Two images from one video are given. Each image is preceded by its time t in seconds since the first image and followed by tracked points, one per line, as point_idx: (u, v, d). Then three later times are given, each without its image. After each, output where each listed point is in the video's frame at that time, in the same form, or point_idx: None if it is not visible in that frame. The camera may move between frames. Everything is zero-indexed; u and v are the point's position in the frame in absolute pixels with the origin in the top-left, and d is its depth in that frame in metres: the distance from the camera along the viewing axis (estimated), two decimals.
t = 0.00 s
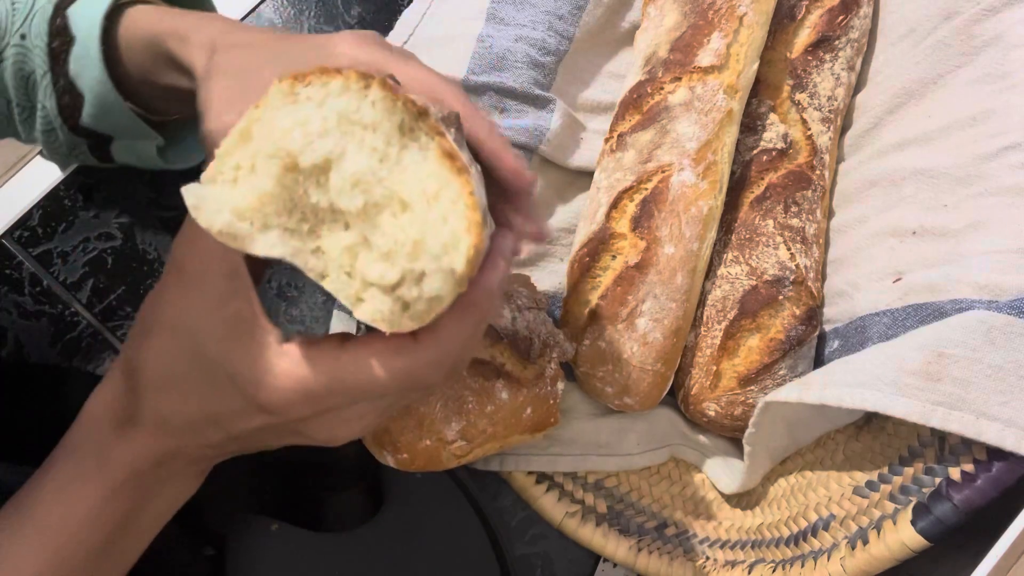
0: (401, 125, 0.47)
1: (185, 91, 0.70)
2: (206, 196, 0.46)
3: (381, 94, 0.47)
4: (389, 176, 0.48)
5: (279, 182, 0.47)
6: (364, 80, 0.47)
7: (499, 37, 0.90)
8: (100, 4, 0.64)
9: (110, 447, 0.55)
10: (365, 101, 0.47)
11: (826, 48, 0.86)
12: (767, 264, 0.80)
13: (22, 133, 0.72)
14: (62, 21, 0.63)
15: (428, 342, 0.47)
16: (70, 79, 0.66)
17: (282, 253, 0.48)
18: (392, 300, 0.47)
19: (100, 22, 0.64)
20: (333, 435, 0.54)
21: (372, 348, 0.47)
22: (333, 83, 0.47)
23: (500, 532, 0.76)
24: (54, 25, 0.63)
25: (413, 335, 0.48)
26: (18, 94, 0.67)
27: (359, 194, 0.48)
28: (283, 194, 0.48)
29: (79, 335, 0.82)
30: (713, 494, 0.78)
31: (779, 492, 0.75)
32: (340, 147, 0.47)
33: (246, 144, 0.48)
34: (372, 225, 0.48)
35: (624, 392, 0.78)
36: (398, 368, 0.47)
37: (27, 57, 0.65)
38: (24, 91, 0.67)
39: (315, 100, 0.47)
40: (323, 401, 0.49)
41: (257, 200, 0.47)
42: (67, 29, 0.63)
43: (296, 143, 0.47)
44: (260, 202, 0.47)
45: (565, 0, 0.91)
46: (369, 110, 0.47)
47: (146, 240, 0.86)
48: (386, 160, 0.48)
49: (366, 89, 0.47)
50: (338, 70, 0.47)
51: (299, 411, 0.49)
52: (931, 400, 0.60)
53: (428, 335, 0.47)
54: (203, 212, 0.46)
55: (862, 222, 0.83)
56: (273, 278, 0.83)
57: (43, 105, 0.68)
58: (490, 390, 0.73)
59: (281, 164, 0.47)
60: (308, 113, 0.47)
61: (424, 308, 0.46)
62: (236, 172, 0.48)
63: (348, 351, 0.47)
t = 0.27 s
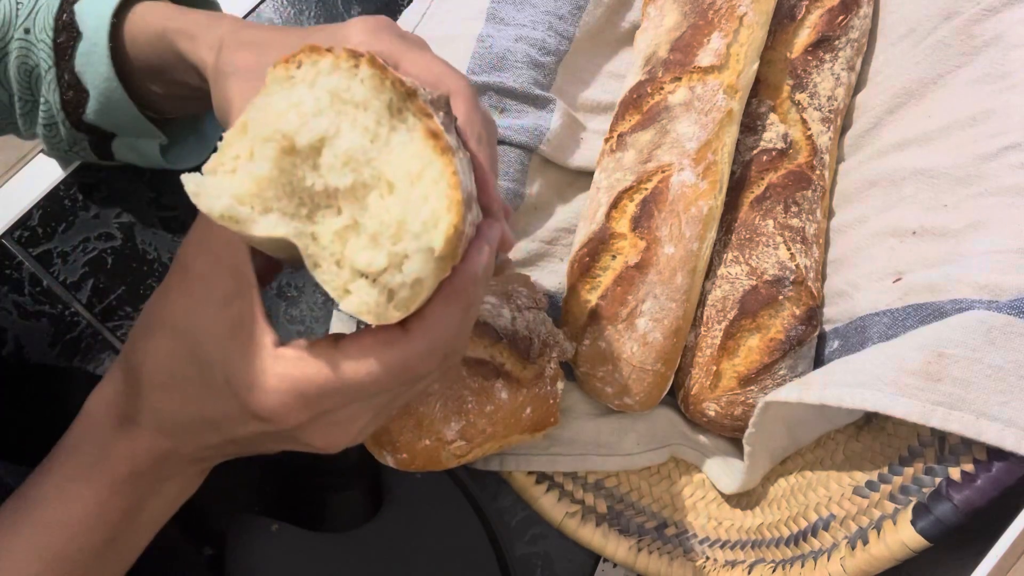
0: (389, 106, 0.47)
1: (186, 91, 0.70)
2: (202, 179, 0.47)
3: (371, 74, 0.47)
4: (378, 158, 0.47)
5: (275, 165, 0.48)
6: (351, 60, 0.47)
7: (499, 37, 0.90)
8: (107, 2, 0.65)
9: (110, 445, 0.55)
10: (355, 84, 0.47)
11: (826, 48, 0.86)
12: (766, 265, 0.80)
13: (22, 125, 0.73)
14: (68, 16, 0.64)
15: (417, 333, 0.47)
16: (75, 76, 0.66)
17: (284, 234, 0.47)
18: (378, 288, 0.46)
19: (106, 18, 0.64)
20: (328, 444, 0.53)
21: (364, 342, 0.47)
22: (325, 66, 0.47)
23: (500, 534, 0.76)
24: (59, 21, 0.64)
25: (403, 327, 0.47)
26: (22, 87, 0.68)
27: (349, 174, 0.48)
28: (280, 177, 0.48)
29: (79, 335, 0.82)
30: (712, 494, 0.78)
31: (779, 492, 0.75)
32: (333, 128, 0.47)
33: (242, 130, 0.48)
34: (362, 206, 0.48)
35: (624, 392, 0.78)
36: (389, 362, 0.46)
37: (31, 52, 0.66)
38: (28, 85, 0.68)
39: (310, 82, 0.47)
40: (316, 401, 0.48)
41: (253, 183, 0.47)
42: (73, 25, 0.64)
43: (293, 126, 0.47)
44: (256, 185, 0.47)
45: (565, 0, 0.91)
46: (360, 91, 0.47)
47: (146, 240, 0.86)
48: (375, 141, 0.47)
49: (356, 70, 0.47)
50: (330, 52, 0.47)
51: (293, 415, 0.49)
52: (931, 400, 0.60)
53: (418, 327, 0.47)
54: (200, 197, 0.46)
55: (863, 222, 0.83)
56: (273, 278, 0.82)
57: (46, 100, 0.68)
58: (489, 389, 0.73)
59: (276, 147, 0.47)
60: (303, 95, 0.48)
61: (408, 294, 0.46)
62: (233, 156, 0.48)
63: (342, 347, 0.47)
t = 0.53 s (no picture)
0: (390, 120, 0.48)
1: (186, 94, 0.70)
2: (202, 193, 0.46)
3: (369, 91, 0.47)
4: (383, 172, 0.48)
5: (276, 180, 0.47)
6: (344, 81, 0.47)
7: (499, 37, 0.90)
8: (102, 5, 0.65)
9: (107, 435, 0.54)
10: (354, 100, 0.47)
11: (826, 48, 0.86)
12: (766, 264, 0.80)
13: (21, 128, 0.73)
14: (63, 20, 0.64)
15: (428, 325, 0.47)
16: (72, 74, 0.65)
17: (288, 247, 0.47)
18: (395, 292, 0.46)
19: (103, 22, 0.64)
20: (328, 416, 0.53)
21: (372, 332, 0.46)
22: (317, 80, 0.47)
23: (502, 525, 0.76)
24: (55, 24, 0.63)
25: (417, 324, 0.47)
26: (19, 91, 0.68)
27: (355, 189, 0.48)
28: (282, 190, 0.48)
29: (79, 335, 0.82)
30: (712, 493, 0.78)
31: (779, 492, 0.75)
32: (333, 142, 0.47)
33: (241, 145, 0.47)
34: (371, 217, 0.48)
35: (624, 392, 0.78)
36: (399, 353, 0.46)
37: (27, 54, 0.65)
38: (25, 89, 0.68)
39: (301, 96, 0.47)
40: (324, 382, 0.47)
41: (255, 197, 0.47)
42: (68, 28, 0.64)
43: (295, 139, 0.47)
44: (260, 200, 0.47)
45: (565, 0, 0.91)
46: (358, 107, 0.47)
47: (146, 240, 0.86)
48: (377, 154, 0.48)
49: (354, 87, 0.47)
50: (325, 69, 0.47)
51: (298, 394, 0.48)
52: (931, 400, 0.60)
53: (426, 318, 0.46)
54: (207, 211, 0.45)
55: (863, 222, 0.83)
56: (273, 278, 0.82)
57: (44, 103, 0.68)
58: (489, 389, 0.73)
59: (277, 162, 0.47)
60: (300, 111, 0.47)
61: (430, 300, 0.46)
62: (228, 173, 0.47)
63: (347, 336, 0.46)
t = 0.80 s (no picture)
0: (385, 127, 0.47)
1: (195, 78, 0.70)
2: (209, 233, 0.47)
3: (359, 103, 0.46)
4: (386, 182, 0.47)
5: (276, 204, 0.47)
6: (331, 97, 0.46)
7: (499, 37, 0.90)
8: None
9: (117, 465, 0.54)
10: (346, 111, 0.46)
11: (826, 48, 0.86)
12: (766, 265, 0.80)
13: (24, 123, 0.72)
14: (78, 8, 0.64)
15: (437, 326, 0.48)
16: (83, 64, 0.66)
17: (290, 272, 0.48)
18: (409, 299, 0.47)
19: (119, 9, 0.64)
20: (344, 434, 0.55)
21: (380, 342, 0.47)
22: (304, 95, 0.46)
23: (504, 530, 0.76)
24: (70, 13, 0.63)
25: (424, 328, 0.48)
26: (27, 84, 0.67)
27: (361, 204, 0.48)
28: (285, 212, 0.48)
29: (79, 335, 0.82)
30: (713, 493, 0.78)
31: (779, 492, 0.75)
32: (331, 160, 0.47)
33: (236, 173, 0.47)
34: (378, 229, 0.48)
35: (624, 392, 0.78)
36: (410, 359, 0.47)
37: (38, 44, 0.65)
38: (33, 82, 0.67)
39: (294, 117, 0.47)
40: (337, 399, 0.48)
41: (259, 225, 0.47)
42: (84, 16, 0.64)
43: (292, 159, 0.46)
44: (264, 228, 0.47)
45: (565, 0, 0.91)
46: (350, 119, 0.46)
47: (146, 240, 0.86)
48: (377, 166, 0.47)
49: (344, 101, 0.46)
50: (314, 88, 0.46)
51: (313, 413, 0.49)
52: (931, 399, 0.60)
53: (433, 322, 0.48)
54: (216, 246, 0.46)
55: (863, 223, 0.83)
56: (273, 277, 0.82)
57: (53, 94, 0.68)
58: (489, 389, 0.74)
59: (277, 186, 0.47)
60: (294, 133, 0.47)
61: (445, 299, 0.47)
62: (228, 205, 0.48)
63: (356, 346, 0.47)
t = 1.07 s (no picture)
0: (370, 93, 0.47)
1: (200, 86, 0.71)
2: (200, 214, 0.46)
3: (342, 69, 0.46)
4: (374, 152, 0.48)
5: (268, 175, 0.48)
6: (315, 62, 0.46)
7: (500, 37, 0.90)
8: None
9: (123, 475, 0.54)
10: (332, 78, 0.46)
11: (826, 48, 0.86)
12: (766, 264, 0.80)
13: (26, 121, 0.72)
14: (84, 10, 0.64)
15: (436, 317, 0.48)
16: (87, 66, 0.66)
17: (290, 247, 0.46)
18: (395, 278, 0.47)
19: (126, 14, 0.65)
20: (353, 442, 0.54)
21: (384, 339, 0.47)
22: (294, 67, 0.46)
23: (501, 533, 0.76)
24: (75, 14, 0.63)
25: (421, 319, 0.48)
26: (29, 82, 0.67)
27: (351, 176, 0.48)
28: (278, 183, 0.48)
29: (79, 335, 0.82)
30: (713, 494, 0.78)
31: (779, 492, 0.75)
32: (321, 130, 0.47)
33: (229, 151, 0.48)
34: (367, 202, 0.48)
35: (625, 392, 0.78)
36: (414, 352, 0.47)
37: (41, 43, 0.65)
38: (35, 79, 0.67)
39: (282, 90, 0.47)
40: (344, 405, 0.48)
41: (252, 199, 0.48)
42: (90, 17, 0.64)
43: (284, 133, 0.47)
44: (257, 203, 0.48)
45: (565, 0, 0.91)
46: (336, 84, 0.46)
47: (146, 240, 0.86)
48: (365, 135, 0.47)
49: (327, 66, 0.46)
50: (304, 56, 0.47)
51: (320, 425, 0.49)
52: (931, 400, 0.60)
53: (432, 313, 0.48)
54: (205, 232, 0.45)
55: (863, 222, 0.83)
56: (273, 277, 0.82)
57: (55, 93, 0.68)
58: (487, 391, 0.73)
59: (268, 159, 0.47)
60: (282, 106, 0.47)
61: (426, 280, 0.47)
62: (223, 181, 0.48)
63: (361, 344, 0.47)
